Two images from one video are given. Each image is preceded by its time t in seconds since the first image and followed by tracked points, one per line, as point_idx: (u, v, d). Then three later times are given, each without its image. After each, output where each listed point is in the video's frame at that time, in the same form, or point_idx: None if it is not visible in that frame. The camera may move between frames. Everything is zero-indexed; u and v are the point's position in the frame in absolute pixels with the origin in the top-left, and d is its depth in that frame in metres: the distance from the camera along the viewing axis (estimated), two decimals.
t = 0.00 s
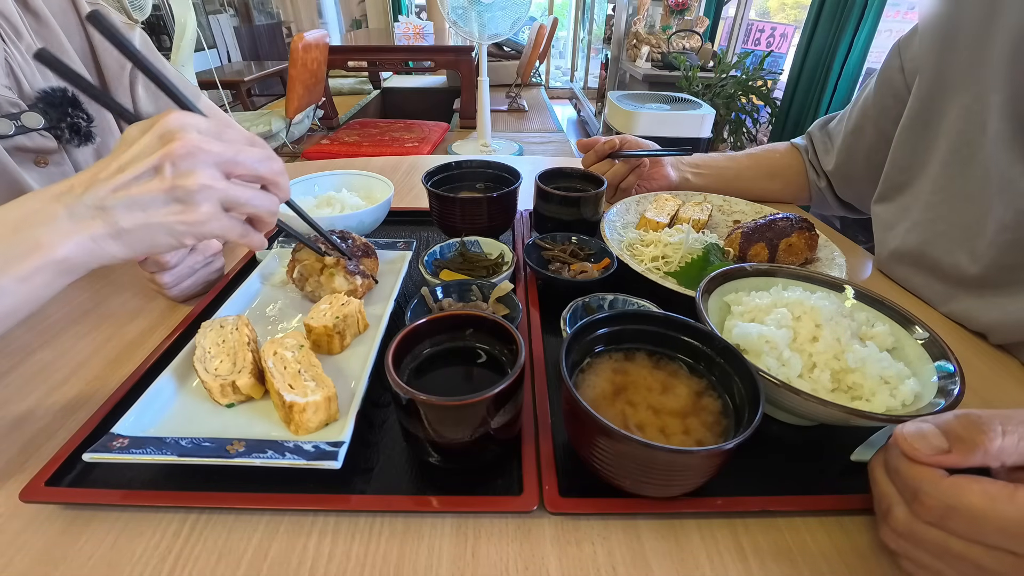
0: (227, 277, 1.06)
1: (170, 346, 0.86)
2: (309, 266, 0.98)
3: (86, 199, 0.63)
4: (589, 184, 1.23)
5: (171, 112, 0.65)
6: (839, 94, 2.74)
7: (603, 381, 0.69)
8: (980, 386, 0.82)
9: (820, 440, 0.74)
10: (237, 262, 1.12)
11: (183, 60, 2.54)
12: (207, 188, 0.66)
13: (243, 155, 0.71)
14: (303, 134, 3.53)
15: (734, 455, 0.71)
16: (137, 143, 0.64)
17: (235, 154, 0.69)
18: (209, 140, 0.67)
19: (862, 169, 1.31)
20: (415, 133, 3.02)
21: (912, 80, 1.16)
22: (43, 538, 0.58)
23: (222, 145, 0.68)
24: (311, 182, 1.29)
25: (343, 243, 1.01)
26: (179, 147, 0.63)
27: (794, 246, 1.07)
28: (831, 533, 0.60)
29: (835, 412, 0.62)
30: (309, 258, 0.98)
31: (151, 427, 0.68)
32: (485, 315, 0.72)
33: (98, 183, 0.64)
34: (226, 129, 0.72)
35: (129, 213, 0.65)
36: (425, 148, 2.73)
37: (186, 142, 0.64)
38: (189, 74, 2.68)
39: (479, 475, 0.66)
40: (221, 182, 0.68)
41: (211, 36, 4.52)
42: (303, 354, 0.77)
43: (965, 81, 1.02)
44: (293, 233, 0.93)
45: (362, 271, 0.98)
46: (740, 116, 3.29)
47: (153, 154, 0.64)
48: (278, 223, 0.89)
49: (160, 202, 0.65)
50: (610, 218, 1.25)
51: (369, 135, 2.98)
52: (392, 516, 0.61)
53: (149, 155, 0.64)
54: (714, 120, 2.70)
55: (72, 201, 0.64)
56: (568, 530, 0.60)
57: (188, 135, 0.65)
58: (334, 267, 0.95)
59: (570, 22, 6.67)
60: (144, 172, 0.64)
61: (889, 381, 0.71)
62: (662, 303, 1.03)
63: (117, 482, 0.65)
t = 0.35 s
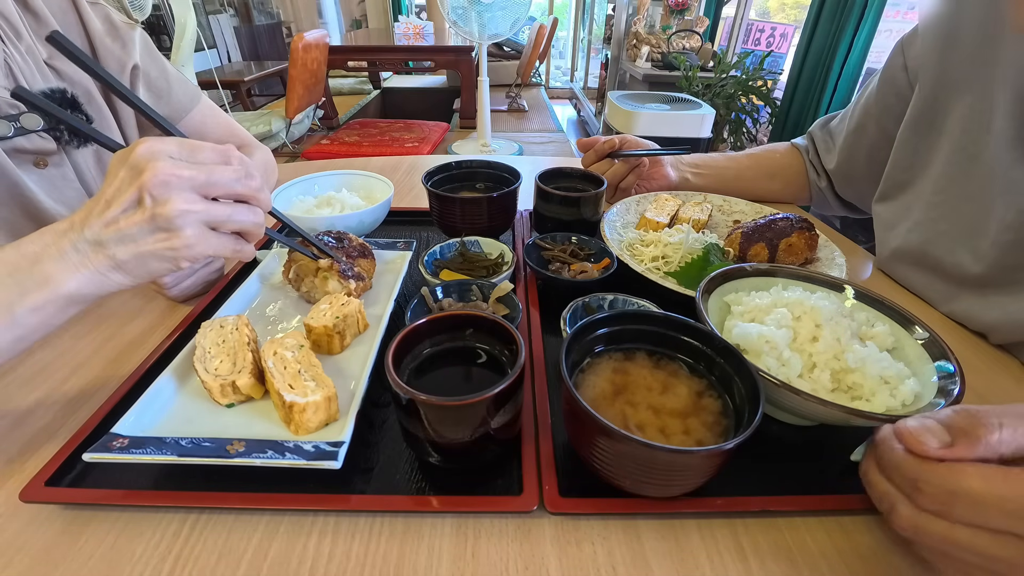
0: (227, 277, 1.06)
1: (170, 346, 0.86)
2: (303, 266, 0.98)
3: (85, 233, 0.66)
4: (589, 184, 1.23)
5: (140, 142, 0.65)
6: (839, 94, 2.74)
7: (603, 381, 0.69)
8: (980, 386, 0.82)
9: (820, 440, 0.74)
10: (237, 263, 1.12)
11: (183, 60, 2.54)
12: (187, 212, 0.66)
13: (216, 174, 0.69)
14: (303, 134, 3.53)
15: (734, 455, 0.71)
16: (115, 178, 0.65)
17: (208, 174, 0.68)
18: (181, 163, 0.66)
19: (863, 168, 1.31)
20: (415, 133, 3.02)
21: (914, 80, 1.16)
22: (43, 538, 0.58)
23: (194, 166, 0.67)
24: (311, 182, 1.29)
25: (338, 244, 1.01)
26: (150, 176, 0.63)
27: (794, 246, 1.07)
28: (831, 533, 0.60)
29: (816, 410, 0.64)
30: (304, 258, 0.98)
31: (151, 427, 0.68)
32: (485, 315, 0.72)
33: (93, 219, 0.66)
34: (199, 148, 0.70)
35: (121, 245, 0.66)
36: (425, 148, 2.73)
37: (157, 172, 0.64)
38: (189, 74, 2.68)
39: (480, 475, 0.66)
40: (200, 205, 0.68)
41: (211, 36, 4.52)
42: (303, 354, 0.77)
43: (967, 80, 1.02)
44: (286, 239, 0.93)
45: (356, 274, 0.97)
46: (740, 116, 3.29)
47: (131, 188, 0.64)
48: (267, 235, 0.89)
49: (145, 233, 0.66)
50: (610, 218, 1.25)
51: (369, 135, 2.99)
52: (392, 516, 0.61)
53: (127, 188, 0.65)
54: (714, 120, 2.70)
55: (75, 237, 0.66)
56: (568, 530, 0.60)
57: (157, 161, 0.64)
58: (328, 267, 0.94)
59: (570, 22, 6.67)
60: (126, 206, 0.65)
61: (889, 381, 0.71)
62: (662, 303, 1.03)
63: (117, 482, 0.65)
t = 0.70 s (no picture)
0: (227, 277, 1.06)
1: (170, 346, 0.86)
2: (302, 266, 0.98)
3: (50, 230, 0.66)
4: (589, 184, 1.23)
5: (107, 131, 0.60)
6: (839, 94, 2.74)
7: (603, 381, 0.69)
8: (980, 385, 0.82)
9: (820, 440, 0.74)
10: (237, 263, 1.12)
11: (183, 60, 2.54)
12: (164, 214, 0.65)
13: (194, 171, 0.66)
14: (303, 134, 3.53)
15: (734, 455, 0.71)
16: (80, 168, 0.62)
17: (185, 173, 0.65)
18: (154, 158, 0.63)
19: (868, 167, 1.31)
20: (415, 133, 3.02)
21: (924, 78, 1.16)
22: (42, 538, 0.58)
23: (169, 163, 0.64)
24: (311, 182, 1.29)
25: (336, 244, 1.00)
26: (122, 177, 0.61)
27: (794, 246, 1.07)
28: (831, 533, 0.60)
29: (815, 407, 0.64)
30: (303, 258, 0.98)
31: (151, 427, 0.68)
32: (485, 315, 0.72)
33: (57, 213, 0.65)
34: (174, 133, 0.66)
35: (90, 244, 0.67)
36: (425, 148, 2.73)
37: (128, 172, 0.61)
38: (189, 74, 2.68)
39: (479, 475, 0.66)
40: (176, 202, 0.66)
41: (211, 36, 4.52)
42: (303, 354, 0.76)
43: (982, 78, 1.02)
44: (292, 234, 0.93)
45: (356, 274, 0.97)
46: (740, 116, 3.29)
47: (98, 183, 0.62)
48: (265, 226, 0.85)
49: (121, 232, 0.66)
50: (610, 218, 1.25)
51: (369, 135, 2.98)
52: (392, 516, 0.61)
53: (95, 182, 0.62)
54: (714, 120, 2.70)
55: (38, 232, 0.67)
56: (568, 530, 0.60)
57: (129, 160, 0.61)
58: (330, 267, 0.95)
59: (570, 22, 6.66)
60: (97, 203, 0.63)
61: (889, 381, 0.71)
62: (662, 303, 1.03)
63: (117, 482, 0.65)
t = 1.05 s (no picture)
0: (227, 277, 1.06)
1: (169, 346, 0.86)
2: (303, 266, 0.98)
3: None
4: (589, 184, 1.23)
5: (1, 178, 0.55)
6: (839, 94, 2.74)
7: (603, 381, 0.69)
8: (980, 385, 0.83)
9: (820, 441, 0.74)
10: (237, 263, 1.12)
11: (183, 60, 2.54)
12: (80, 261, 0.62)
13: (99, 211, 0.60)
14: (303, 134, 3.53)
15: (734, 455, 0.71)
16: None
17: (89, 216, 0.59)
18: (54, 204, 0.58)
19: (872, 167, 1.31)
20: (415, 133, 3.02)
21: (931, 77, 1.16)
22: (42, 537, 0.58)
23: (71, 207, 0.58)
24: (311, 182, 1.29)
25: (337, 244, 1.00)
26: (19, 231, 0.56)
27: (795, 246, 1.07)
28: (831, 533, 0.60)
29: (812, 409, 0.65)
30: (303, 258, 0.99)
31: (151, 426, 0.68)
32: (485, 315, 0.72)
33: None
34: (76, 169, 0.59)
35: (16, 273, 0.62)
36: (425, 148, 2.73)
37: (25, 225, 0.56)
38: (189, 73, 2.68)
39: (479, 476, 0.66)
40: (94, 246, 0.62)
41: (211, 36, 4.52)
42: (303, 354, 0.76)
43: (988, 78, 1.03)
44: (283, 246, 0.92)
45: (357, 274, 0.97)
46: (740, 116, 3.29)
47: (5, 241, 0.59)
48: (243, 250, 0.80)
49: (41, 281, 0.64)
50: (610, 218, 1.25)
51: (369, 135, 2.98)
52: (392, 516, 0.61)
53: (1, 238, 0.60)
54: (714, 120, 2.70)
55: None
56: (569, 530, 0.60)
57: (24, 211, 0.56)
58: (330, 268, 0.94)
59: (570, 22, 6.66)
60: (5, 255, 0.61)
61: (889, 381, 0.71)
62: (663, 303, 1.03)
63: (117, 482, 0.65)
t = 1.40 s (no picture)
0: (227, 277, 1.06)
1: (169, 347, 0.86)
2: (304, 265, 0.99)
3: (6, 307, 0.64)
4: (589, 184, 1.23)
5: (45, 220, 0.58)
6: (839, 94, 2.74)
7: (603, 381, 0.69)
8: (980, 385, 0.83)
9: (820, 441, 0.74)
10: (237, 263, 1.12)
11: (183, 60, 2.54)
12: (116, 297, 0.64)
13: (140, 251, 0.63)
14: (303, 134, 3.54)
15: (734, 455, 0.71)
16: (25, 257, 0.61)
17: (129, 255, 0.62)
18: (96, 245, 0.60)
19: (872, 168, 1.31)
20: (415, 133, 3.02)
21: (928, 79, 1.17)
22: (43, 537, 0.58)
23: (113, 247, 0.61)
24: (311, 182, 1.29)
25: (338, 244, 1.00)
26: (62, 269, 0.58)
27: (795, 246, 1.07)
28: (831, 533, 0.60)
29: (810, 408, 0.65)
30: (303, 258, 0.99)
31: (151, 426, 0.68)
32: (485, 315, 0.72)
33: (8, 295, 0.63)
34: (117, 211, 0.62)
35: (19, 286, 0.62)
36: (425, 148, 2.73)
37: (70, 266, 0.58)
38: (189, 74, 2.68)
39: (479, 476, 0.66)
40: (129, 284, 0.64)
41: (211, 36, 4.52)
42: (303, 354, 0.76)
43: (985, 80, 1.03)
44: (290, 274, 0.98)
45: (358, 274, 0.97)
46: (740, 116, 3.29)
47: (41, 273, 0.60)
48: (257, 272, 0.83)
49: (75, 312, 0.65)
50: (610, 218, 1.25)
51: (369, 135, 2.99)
52: (392, 516, 0.61)
53: (38, 272, 0.61)
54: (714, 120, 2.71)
55: None
56: (568, 530, 0.60)
57: (68, 251, 0.58)
58: (330, 270, 0.95)
59: (570, 22, 6.67)
60: (32, 279, 0.61)
61: (889, 381, 0.71)
62: (663, 303, 1.03)
63: (117, 482, 0.65)
